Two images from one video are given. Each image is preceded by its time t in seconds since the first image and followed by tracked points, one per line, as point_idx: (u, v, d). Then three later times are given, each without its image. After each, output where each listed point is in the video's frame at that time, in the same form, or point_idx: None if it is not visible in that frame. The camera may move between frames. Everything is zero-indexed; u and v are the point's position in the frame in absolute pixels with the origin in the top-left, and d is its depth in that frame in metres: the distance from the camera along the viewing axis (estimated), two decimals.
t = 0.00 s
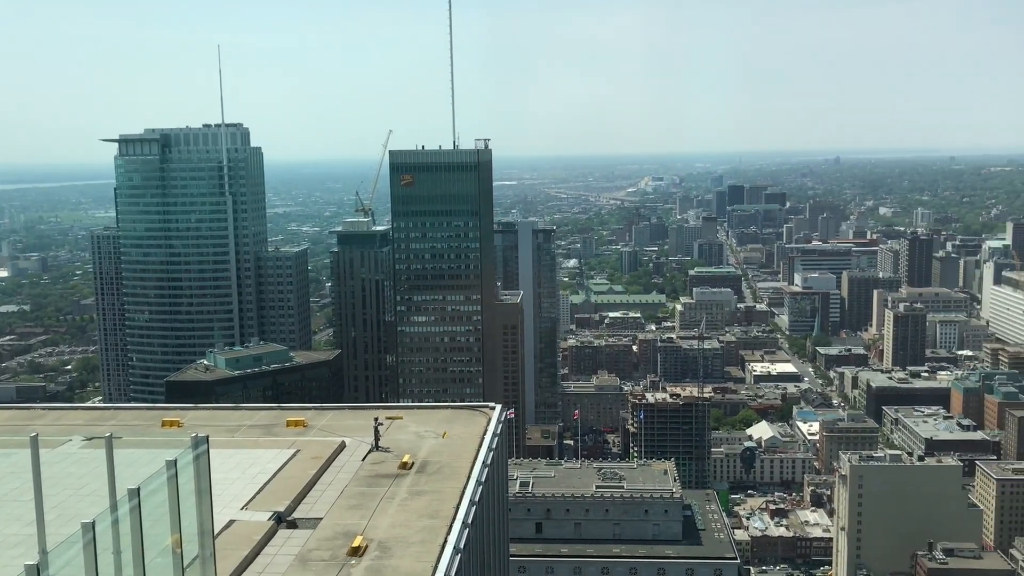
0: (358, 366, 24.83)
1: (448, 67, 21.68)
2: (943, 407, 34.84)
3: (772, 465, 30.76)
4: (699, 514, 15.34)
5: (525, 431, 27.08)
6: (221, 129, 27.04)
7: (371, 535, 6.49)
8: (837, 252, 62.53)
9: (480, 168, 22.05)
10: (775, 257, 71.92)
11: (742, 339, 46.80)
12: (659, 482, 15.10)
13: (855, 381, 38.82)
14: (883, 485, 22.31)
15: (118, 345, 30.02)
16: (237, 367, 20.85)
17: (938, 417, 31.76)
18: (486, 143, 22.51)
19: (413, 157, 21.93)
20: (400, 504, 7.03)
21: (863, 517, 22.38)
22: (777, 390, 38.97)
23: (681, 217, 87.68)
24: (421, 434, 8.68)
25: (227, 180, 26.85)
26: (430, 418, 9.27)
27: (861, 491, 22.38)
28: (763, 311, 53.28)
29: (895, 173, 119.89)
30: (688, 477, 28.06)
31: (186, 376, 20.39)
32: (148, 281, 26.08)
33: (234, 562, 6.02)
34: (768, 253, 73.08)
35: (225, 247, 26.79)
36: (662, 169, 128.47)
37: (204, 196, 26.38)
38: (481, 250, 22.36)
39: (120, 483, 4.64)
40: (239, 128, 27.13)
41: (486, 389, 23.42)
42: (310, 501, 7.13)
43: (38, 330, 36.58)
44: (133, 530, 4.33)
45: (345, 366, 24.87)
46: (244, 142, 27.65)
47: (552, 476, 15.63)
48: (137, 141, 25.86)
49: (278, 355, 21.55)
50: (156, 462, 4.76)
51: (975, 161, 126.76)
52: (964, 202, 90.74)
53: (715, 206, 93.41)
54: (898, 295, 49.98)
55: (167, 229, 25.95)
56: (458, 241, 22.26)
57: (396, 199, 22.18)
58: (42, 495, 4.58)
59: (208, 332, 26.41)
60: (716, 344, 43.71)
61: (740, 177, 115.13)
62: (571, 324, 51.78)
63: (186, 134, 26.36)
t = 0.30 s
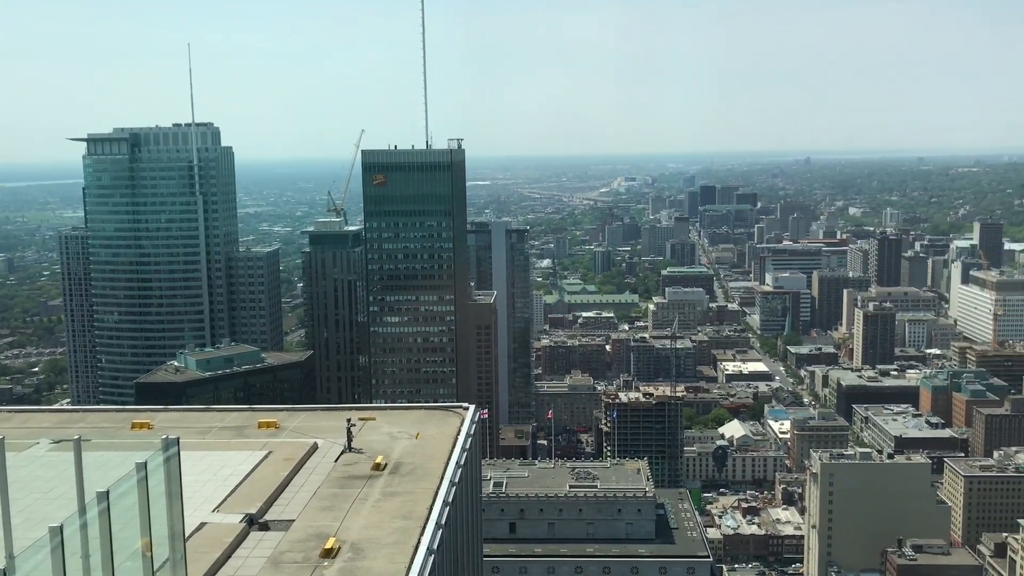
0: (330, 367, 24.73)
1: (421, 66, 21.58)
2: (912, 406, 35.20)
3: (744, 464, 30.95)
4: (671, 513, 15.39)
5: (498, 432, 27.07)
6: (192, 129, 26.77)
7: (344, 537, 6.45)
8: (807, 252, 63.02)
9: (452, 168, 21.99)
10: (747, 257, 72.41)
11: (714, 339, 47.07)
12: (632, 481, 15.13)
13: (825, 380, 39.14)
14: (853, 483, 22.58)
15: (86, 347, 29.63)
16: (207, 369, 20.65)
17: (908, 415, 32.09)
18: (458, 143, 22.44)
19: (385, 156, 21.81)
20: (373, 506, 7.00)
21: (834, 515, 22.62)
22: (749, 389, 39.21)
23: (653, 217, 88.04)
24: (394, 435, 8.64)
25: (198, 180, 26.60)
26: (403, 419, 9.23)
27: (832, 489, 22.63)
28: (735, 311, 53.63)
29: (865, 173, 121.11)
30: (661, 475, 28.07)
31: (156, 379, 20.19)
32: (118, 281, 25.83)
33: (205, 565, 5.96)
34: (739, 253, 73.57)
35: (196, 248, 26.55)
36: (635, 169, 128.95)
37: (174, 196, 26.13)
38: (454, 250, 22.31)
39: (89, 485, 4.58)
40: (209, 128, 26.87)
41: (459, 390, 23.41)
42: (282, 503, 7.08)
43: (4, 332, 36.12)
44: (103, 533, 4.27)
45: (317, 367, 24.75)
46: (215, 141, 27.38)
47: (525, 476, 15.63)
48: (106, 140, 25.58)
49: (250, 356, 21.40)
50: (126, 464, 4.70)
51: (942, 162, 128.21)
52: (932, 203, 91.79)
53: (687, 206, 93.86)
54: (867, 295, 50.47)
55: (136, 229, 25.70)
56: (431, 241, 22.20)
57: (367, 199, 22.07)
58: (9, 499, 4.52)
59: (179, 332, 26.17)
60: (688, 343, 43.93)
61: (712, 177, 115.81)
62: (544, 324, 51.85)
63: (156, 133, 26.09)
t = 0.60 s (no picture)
0: (303, 366, 24.60)
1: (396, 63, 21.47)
2: (883, 403, 35.53)
3: (717, 461, 31.12)
4: (645, 510, 15.44)
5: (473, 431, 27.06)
6: (163, 126, 26.29)
7: (318, 537, 6.41)
8: (779, 251, 63.43)
9: (427, 166, 21.90)
10: (720, 256, 72.84)
11: (688, 337, 47.26)
12: (606, 479, 15.15)
13: (797, 378, 39.41)
14: (826, 480, 22.77)
15: (56, 346, 29.30)
16: (179, 368, 20.49)
17: (879, 412, 32.40)
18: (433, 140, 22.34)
19: (359, 155, 21.72)
20: (347, 506, 6.95)
21: (807, 513, 22.80)
22: (722, 387, 39.44)
23: (628, 217, 88.33)
24: (368, 434, 8.62)
25: (169, 178, 26.31)
26: (377, 419, 9.19)
27: (804, 486, 22.80)
28: (708, 309, 53.90)
29: (837, 173, 122.19)
30: (634, 473, 28.22)
31: (126, 378, 20.00)
32: (87, 280, 25.59)
33: (177, 566, 5.91)
34: (713, 252, 73.97)
35: (167, 246, 26.28)
36: (610, 168, 129.30)
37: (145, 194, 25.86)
38: (429, 249, 22.24)
39: (58, 486, 4.51)
40: (181, 125, 26.43)
41: (433, 389, 23.37)
42: (255, 503, 7.02)
43: None
44: (72, 536, 4.22)
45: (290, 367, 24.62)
46: (188, 139, 26.99)
47: (500, 475, 15.61)
48: (75, 137, 25.28)
49: (222, 356, 21.25)
50: (97, 465, 4.65)
51: (912, 162, 129.50)
52: (903, 202, 92.73)
53: (661, 206, 94.18)
54: (839, 293, 50.91)
55: (107, 227, 25.45)
56: (405, 240, 22.11)
57: (341, 197, 21.94)
58: None
59: (150, 332, 25.93)
60: (662, 341, 44.13)
61: (685, 177, 116.38)
62: (519, 323, 51.89)
63: (127, 130, 25.79)
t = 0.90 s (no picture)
0: (279, 364, 24.50)
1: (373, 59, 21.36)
2: (857, 399, 35.82)
3: (693, 458, 31.26)
4: (622, 506, 15.47)
5: (449, 428, 27.03)
6: (137, 121, 25.87)
7: (294, 535, 6.38)
8: (755, 248, 63.80)
9: (404, 162, 21.82)
10: (696, 253, 73.17)
11: (664, 334, 47.45)
12: (583, 476, 15.17)
13: (773, 374, 39.66)
14: (801, 476, 22.90)
15: (27, 344, 29.01)
16: (153, 366, 20.33)
17: (853, 409, 32.67)
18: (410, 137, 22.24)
19: (335, 151, 21.59)
20: (323, 504, 6.91)
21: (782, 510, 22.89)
22: (698, 384, 39.63)
23: (605, 214, 88.56)
24: (344, 432, 8.57)
25: (143, 174, 26.03)
26: (353, 417, 9.13)
27: (779, 482, 22.91)
28: (684, 306, 54.14)
29: (812, 171, 123.04)
30: (611, 470, 28.29)
31: (100, 376, 19.81)
32: (60, 277, 25.34)
33: (151, 566, 5.85)
34: (689, 250, 74.29)
35: (141, 243, 26.04)
36: (587, 165, 129.48)
37: (119, 190, 25.60)
38: (406, 245, 22.19)
39: (28, 485, 4.46)
40: (155, 120, 26.12)
41: (410, 386, 23.34)
42: (230, 501, 6.97)
43: None
44: (42, 534, 4.18)
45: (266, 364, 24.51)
46: (162, 134, 26.64)
47: (477, 472, 15.59)
48: (47, 132, 24.98)
49: (197, 353, 21.10)
50: (69, 464, 4.60)
51: (886, 160, 130.53)
52: (877, 200, 93.51)
53: (638, 203, 94.49)
54: (814, 290, 51.29)
55: (80, 223, 25.21)
56: (382, 237, 22.04)
57: (317, 193, 21.82)
58: None
59: (124, 330, 25.72)
60: (639, 338, 44.28)
61: (662, 174, 116.78)
62: (496, 319, 51.87)
63: (100, 126, 25.50)
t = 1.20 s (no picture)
0: (257, 361, 24.37)
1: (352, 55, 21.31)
2: (834, 395, 36.07)
3: (672, 454, 31.38)
4: (600, 502, 15.48)
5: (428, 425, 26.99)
6: (112, 117, 26.08)
7: (271, 532, 6.35)
8: (733, 246, 64.09)
9: (383, 159, 21.75)
10: (675, 250, 73.44)
11: (643, 331, 47.59)
12: (562, 472, 15.18)
13: (751, 371, 39.87)
14: (778, 472, 23.04)
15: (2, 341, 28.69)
16: (130, 363, 20.16)
17: (830, 405, 32.89)
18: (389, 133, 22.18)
19: (313, 146, 21.46)
20: (300, 502, 6.88)
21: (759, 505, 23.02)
22: (676, 380, 39.80)
23: (584, 211, 88.59)
24: (322, 429, 8.55)
25: (119, 169, 25.82)
26: (331, 414, 9.09)
27: (757, 478, 23.05)
28: (663, 303, 54.31)
29: (789, 168, 123.73)
30: (590, 466, 28.35)
31: (75, 373, 19.63)
32: (34, 273, 25.07)
33: (127, 564, 5.80)
34: (668, 247, 74.53)
35: (117, 239, 25.83)
36: (567, 163, 129.54)
37: (94, 185, 25.38)
38: (385, 242, 22.14)
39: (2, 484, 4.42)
40: (132, 116, 26.19)
41: (389, 383, 23.24)
42: (207, 500, 6.93)
43: None
44: (17, 533, 4.14)
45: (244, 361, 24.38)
46: (137, 130, 26.65)
47: (457, 469, 15.57)
48: (21, 127, 24.74)
49: (174, 350, 20.95)
50: (43, 461, 4.55)
51: (863, 158, 131.50)
52: (853, 198, 94.19)
53: (617, 200, 94.67)
54: (791, 287, 51.63)
55: (54, 219, 24.95)
56: (361, 233, 21.97)
57: (295, 190, 21.70)
58: None
59: (99, 327, 25.50)
60: (618, 335, 44.39)
61: (641, 171, 117.00)
62: (476, 317, 51.82)
63: (74, 121, 25.40)
